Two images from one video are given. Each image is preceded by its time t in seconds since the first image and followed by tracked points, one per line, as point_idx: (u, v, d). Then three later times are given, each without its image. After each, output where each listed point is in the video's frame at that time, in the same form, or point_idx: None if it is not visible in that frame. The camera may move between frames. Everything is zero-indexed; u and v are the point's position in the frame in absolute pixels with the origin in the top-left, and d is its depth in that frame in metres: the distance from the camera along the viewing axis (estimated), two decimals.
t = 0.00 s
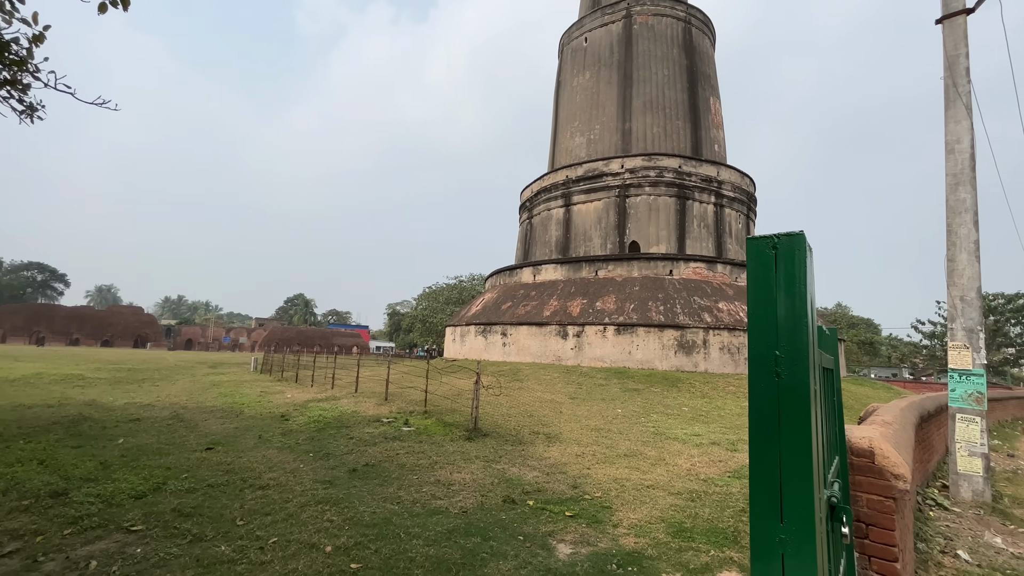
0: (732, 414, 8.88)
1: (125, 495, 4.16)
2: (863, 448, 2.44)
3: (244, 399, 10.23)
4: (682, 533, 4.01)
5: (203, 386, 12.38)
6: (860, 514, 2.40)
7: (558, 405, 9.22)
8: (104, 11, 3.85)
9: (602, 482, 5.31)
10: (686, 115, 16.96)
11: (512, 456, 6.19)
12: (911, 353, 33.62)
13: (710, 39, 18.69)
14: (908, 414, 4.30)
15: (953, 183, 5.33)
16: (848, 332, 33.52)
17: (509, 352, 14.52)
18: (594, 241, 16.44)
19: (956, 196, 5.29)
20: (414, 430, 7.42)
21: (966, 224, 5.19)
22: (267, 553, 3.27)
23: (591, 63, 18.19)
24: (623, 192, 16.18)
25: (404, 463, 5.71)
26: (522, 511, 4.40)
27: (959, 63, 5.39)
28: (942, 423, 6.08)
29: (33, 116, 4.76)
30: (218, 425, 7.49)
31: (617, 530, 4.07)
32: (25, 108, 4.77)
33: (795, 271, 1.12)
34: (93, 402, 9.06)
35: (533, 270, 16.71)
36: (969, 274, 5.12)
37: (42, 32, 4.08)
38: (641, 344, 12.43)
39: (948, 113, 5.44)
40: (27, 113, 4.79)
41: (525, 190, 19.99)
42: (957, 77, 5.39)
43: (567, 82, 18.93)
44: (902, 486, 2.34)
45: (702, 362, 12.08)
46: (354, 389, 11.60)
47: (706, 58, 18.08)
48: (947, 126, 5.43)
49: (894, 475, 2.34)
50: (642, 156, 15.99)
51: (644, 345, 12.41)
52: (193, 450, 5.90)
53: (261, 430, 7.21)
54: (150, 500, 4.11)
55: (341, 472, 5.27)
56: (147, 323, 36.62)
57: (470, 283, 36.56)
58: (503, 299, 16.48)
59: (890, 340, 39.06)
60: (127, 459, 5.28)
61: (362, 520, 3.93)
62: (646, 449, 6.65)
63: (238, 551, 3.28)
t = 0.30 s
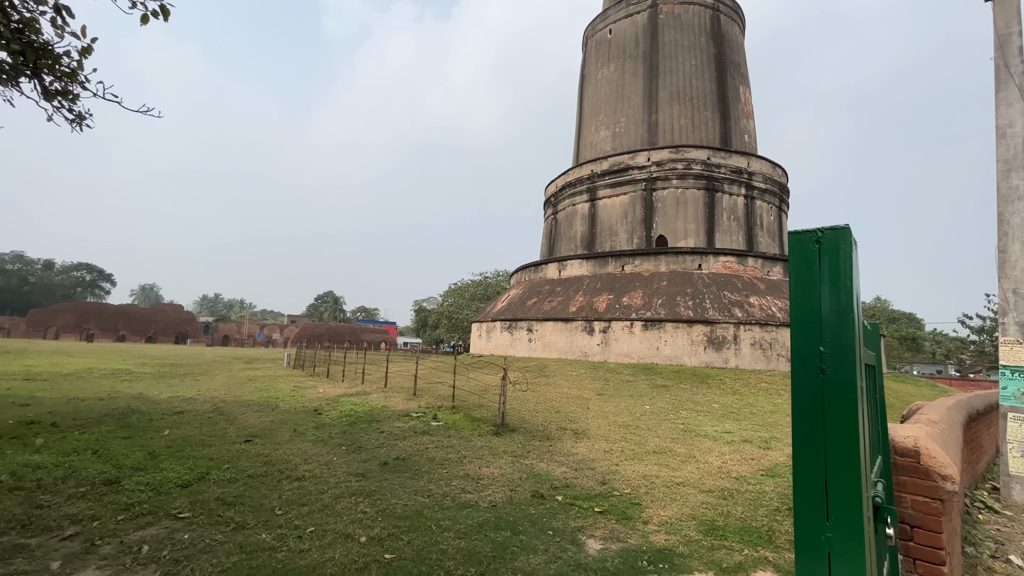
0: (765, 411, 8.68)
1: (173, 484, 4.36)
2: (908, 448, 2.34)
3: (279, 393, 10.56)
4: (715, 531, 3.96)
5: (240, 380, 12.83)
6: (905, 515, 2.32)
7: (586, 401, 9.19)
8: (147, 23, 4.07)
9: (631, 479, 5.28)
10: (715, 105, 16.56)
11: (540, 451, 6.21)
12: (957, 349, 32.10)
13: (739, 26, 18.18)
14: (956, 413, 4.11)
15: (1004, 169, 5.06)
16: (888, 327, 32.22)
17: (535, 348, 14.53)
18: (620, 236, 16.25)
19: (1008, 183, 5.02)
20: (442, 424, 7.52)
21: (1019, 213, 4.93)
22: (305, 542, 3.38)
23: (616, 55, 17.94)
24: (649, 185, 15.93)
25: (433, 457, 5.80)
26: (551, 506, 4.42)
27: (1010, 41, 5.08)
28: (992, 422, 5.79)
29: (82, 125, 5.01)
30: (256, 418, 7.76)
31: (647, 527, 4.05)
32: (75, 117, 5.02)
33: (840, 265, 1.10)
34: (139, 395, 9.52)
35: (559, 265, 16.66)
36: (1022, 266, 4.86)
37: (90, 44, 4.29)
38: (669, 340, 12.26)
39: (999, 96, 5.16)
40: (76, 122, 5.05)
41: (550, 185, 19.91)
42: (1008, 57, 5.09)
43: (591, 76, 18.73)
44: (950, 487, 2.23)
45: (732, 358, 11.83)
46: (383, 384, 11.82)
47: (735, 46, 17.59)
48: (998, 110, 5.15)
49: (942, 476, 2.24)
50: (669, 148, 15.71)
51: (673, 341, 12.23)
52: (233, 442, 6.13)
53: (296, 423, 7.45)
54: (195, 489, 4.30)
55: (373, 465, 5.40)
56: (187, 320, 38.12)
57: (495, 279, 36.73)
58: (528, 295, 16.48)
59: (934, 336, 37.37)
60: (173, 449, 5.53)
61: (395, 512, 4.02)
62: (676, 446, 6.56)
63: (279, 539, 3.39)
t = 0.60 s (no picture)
0: (803, 410, 8.40)
1: (219, 474, 4.55)
2: (963, 449, 2.20)
3: (315, 389, 10.86)
4: (752, 531, 3.87)
5: (277, 376, 13.26)
6: (960, 519, 2.18)
7: (616, 398, 9.10)
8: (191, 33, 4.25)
9: (664, 477, 5.20)
10: (747, 95, 16.08)
11: (571, 448, 6.19)
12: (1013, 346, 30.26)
13: (773, 12, 17.57)
14: (1013, 413, 3.87)
15: None
16: (936, 323, 30.63)
17: (563, 344, 14.48)
18: (649, 231, 16.00)
19: None
20: (473, 421, 7.58)
21: None
22: (344, 533, 3.47)
23: (643, 47, 17.63)
24: (680, 179, 15.62)
25: (465, 452, 5.86)
26: (583, 503, 4.40)
27: None
28: None
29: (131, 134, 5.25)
30: (294, 413, 8.01)
31: (681, 525, 3.98)
32: (124, 126, 5.27)
33: (897, 259, 1.15)
34: (185, 390, 9.96)
35: (587, 261, 16.55)
36: None
37: (138, 56, 4.49)
38: (701, 336, 12.01)
39: None
40: (126, 131, 5.30)
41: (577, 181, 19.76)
42: None
43: (618, 69, 18.47)
44: (1009, 490, 2.09)
45: (768, 355, 11.51)
46: (414, 380, 12.01)
47: (769, 32, 17.01)
48: None
49: (1000, 478, 2.10)
50: (700, 141, 15.35)
51: (705, 338, 11.98)
52: (273, 435, 6.35)
53: (332, 418, 7.65)
54: (240, 480, 4.48)
55: (407, 460, 5.50)
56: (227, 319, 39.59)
57: (523, 276, 36.74)
58: (557, 292, 16.42)
59: (987, 332, 35.33)
60: (218, 442, 5.76)
61: (429, 506, 4.09)
62: (709, 445, 6.43)
63: (319, 530, 3.49)
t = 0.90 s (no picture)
0: (846, 410, 8.08)
1: (263, 467, 4.73)
2: None
3: (350, 385, 11.14)
4: (794, 534, 3.75)
5: (314, 373, 13.65)
6: None
7: (648, 396, 8.97)
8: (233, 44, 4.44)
9: (700, 477, 5.10)
10: (784, 83, 15.54)
11: (603, 446, 6.14)
12: None
13: None
14: None
15: None
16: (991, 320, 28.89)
17: (594, 342, 14.36)
18: (681, 226, 15.69)
19: None
20: (504, 417, 7.61)
21: None
22: (382, 525, 3.55)
23: (673, 38, 17.25)
24: (713, 172, 15.23)
25: (497, 449, 5.90)
26: (617, 501, 4.36)
27: None
28: None
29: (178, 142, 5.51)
30: (331, 408, 8.23)
31: (719, 526, 3.90)
32: (172, 135, 5.52)
33: (960, 251, 1.11)
34: (229, 386, 10.38)
35: (617, 258, 16.36)
36: None
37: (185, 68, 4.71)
38: (736, 333, 11.71)
39: None
40: (173, 139, 5.56)
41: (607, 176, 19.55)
42: None
43: (647, 61, 18.14)
44: None
45: (807, 353, 11.13)
46: (446, 377, 12.15)
47: (807, 17, 16.36)
48: None
49: None
50: (733, 132, 14.92)
51: (740, 335, 11.67)
52: (312, 430, 6.54)
53: (367, 414, 7.83)
54: (282, 472, 4.64)
55: (441, 455, 5.58)
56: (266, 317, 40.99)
57: (552, 273, 36.64)
58: (586, 289, 16.30)
59: None
60: (261, 436, 5.99)
61: (463, 501, 4.14)
62: (747, 444, 6.27)
63: (358, 522, 3.58)
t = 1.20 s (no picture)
0: (895, 410, 7.71)
1: (306, 460, 4.90)
2: None
3: (385, 382, 11.38)
4: (841, 539, 3.61)
5: (351, 370, 14.01)
6: None
7: (684, 395, 8.79)
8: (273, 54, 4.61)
9: (739, 477, 4.97)
10: (825, 69, 14.90)
11: (638, 445, 6.07)
12: None
13: None
14: None
15: None
16: None
17: (626, 339, 14.20)
18: (716, 220, 15.30)
19: None
20: (537, 415, 7.62)
21: None
22: (420, 519, 3.61)
23: (705, 27, 16.79)
24: (749, 164, 14.77)
25: (531, 446, 5.91)
26: (654, 500, 4.30)
27: None
28: None
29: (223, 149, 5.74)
30: (368, 404, 8.43)
31: (761, 528, 3.79)
32: (217, 143, 5.77)
33: None
34: (271, 382, 10.77)
35: (649, 254, 16.11)
36: None
37: (229, 78, 4.90)
38: (776, 330, 11.34)
39: None
40: (218, 147, 5.80)
41: (639, 170, 19.26)
42: None
43: (679, 52, 17.74)
44: None
45: (853, 350, 10.68)
46: (479, 374, 12.25)
47: None
48: None
49: None
50: (771, 122, 14.42)
51: (780, 332, 11.30)
52: (350, 425, 6.72)
53: (402, 410, 7.99)
54: (323, 465, 4.78)
55: (475, 451, 5.63)
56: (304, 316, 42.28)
57: (582, 270, 36.40)
58: (618, 286, 16.10)
59: None
60: (303, 430, 6.19)
61: (499, 497, 4.16)
62: (788, 445, 6.07)
63: (397, 515, 3.66)
